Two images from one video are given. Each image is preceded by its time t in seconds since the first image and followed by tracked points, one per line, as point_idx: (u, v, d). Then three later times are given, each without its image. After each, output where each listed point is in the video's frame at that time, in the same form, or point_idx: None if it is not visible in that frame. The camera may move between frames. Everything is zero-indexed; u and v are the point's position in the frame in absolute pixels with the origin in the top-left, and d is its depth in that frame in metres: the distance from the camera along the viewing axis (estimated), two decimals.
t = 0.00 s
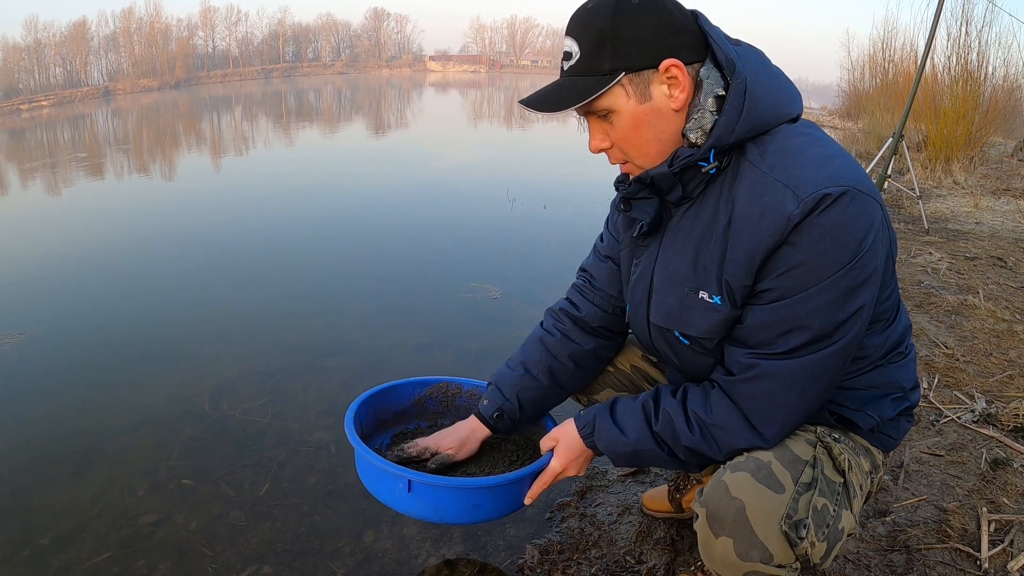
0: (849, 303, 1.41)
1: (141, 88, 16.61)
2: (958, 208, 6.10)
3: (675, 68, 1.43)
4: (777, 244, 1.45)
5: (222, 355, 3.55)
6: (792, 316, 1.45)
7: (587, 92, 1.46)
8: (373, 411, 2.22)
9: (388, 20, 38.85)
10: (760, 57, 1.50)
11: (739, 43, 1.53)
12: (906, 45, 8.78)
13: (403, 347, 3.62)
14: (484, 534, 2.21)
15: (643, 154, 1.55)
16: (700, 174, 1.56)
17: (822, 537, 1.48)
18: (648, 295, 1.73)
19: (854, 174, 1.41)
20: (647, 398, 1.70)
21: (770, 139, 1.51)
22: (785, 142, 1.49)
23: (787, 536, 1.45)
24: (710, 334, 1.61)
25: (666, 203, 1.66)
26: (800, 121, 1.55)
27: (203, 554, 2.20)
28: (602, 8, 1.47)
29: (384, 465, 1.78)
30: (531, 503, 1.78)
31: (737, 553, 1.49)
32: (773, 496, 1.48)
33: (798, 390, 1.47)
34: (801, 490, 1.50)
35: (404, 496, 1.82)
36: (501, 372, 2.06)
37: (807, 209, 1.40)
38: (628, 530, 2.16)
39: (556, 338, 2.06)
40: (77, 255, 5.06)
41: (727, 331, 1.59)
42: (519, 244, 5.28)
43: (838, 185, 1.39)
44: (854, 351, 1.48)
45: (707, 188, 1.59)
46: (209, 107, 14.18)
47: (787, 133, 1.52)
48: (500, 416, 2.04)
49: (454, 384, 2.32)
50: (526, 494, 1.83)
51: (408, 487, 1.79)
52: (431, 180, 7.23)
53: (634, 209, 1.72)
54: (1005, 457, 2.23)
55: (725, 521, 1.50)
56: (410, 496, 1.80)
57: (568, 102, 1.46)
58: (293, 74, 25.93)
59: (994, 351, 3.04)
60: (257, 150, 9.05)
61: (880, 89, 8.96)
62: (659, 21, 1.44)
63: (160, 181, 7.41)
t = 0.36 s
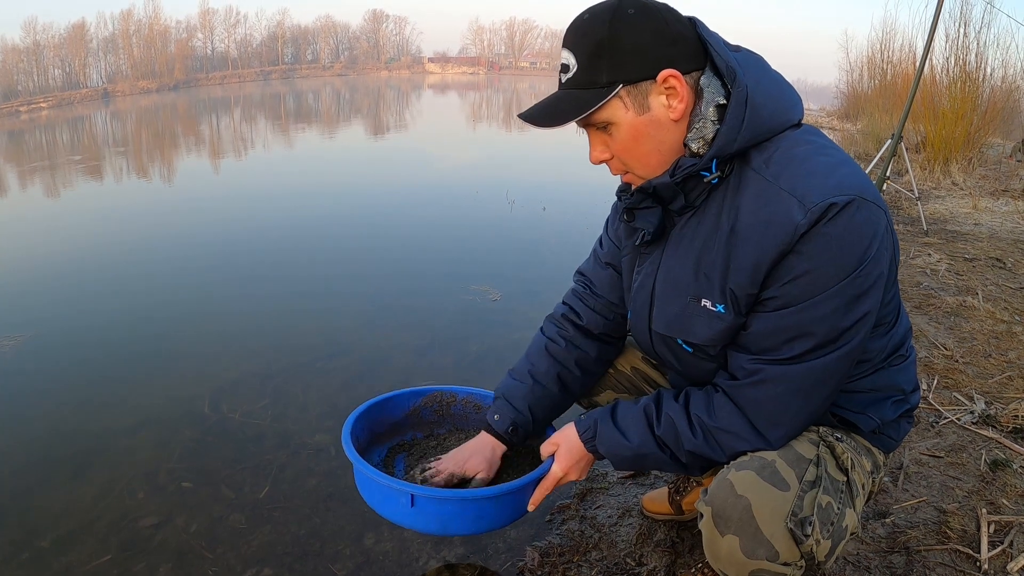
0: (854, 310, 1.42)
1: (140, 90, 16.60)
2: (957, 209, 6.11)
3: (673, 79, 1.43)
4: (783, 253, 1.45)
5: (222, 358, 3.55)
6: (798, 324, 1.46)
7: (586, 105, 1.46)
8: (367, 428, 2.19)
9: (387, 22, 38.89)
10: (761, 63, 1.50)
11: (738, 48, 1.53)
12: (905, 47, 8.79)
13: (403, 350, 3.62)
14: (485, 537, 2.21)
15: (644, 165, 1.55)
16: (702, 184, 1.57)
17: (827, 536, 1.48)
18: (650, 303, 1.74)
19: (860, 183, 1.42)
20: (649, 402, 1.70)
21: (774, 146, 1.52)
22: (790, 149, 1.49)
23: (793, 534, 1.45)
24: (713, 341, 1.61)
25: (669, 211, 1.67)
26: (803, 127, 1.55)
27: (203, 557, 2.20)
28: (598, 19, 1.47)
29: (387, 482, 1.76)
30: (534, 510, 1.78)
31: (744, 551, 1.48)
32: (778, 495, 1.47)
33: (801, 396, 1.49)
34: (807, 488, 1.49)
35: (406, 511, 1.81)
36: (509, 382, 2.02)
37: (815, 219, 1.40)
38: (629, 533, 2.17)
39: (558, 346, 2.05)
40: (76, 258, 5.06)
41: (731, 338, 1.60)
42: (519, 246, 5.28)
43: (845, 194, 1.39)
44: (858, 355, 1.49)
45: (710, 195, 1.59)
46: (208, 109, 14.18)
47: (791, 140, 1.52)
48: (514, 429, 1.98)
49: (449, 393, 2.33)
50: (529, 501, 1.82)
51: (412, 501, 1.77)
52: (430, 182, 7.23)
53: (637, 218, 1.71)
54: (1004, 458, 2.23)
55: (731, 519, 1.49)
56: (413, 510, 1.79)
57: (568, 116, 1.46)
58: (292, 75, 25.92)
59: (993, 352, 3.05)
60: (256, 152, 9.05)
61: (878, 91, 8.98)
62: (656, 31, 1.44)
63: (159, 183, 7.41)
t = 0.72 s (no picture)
0: (856, 311, 1.42)
1: (140, 91, 16.61)
2: (957, 210, 6.11)
3: (669, 82, 1.43)
4: (785, 255, 1.45)
5: (221, 358, 3.54)
6: (800, 326, 1.46)
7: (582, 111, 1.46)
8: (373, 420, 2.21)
9: (387, 23, 38.90)
10: (758, 64, 1.50)
11: (734, 49, 1.53)
12: (905, 47, 8.80)
13: (403, 350, 3.62)
14: (484, 538, 2.21)
15: (642, 169, 1.55)
16: (702, 186, 1.57)
17: (835, 535, 1.48)
18: (650, 306, 1.73)
19: (862, 183, 1.42)
20: (651, 405, 1.70)
21: (774, 147, 1.51)
22: (792, 150, 1.49)
23: (801, 534, 1.45)
24: (715, 343, 1.61)
25: (669, 215, 1.66)
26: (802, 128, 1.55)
27: (203, 558, 2.19)
28: (591, 24, 1.46)
29: (385, 475, 1.77)
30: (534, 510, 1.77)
31: (753, 551, 1.47)
32: (786, 494, 1.48)
33: (803, 398, 1.49)
34: (814, 488, 1.50)
35: (405, 506, 1.81)
36: (504, 387, 2.02)
37: (818, 220, 1.40)
38: (628, 534, 2.16)
39: (554, 349, 2.05)
40: (75, 258, 5.05)
41: (732, 340, 1.60)
42: (518, 247, 5.27)
43: (847, 194, 1.39)
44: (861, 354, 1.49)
45: (711, 198, 1.59)
46: (208, 109, 14.18)
47: (792, 141, 1.51)
48: (509, 433, 1.99)
49: (453, 390, 2.33)
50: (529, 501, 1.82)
51: (410, 496, 1.77)
52: (430, 183, 7.23)
53: (637, 222, 1.71)
54: (1005, 459, 2.22)
55: (739, 519, 1.49)
56: (412, 505, 1.79)
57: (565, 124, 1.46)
58: (292, 76, 25.92)
59: (994, 353, 3.04)
60: (256, 153, 9.05)
61: (878, 92, 8.99)
62: (650, 36, 1.44)
63: (159, 183, 7.41)
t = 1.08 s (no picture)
0: (855, 316, 1.43)
1: (140, 91, 16.61)
2: (957, 211, 6.12)
3: (667, 91, 1.43)
4: (783, 261, 1.45)
5: (221, 358, 3.55)
6: (798, 331, 1.47)
7: (581, 122, 1.47)
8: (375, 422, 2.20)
9: (387, 24, 38.92)
10: (757, 68, 1.50)
11: (733, 54, 1.53)
12: (905, 49, 8.82)
13: (403, 350, 3.62)
14: (484, 538, 2.21)
15: (642, 178, 1.56)
16: (701, 194, 1.58)
17: (837, 530, 1.50)
18: (649, 311, 1.74)
19: (861, 188, 1.42)
20: (650, 407, 1.70)
21: (774, 151, 1.51)
22: (791, 155, 1.49)
23: (805, 529, 1.47)
24: (714, 347, 1.62)
25: (668, 221, 1.67)
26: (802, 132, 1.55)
27: (203, 557, 2.20)
28: (588, 33, 1.47)
29: (385, 474, 1.77)
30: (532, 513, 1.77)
31: (756, 547, 1.49)
32: (789, 490, 1.49)
33: (802, 402, 1.50)
34: (817, 484, 1.51)
35: (404, 508, 1.81)
36: (516, 396, 2.01)
37: (816, 227, 1.40)
38: (628, 534, 2.16)
39: (559, 353, 2.05)
40: (76, 258, 5.06)
41: (731, 345, 1.61)
42: (518, 248, 5.28)
43: (845, 201, 1.39)
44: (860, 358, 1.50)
45: (709, 206, 1.59)
46: (208, 109, 14.18)
47: (792, 145, 1.51)
48: (523, 442, 1.99)
49: (456, 394, 2.33)
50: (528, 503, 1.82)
51: (410, 497, 1.78)
52: (430, 184, 7.24)
53: (637, 229, 1.71)
54: (1004, 460, 2.23)
55: (742, 515, 1.50)
56: (411, 507, 1.79)
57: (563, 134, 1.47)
58: (292, 76, 25.93)
59: (993, 354, 3.05)
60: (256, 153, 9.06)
61: (878, 93, 9.00)
62: (648, 43, 1.44)
63: (159, 183, 7.41)
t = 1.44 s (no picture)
0: (852, 319, 1.45)
1: (141, 92, 16.63)
2: (955, 213, 6.13)
3: (663, 98, 1.46)
4: (781, 267, 1.46)
5: (219, 358, 3.56)
6: (796, 336, 1.48)
7: (577, 130, 1.49)
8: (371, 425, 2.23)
9: (387, 26, 38.96)
10: (751, 74, 1.53)
11: (727, 58, 1.56)
12: (903, 52, 8.85)
13: (401, 351, 3.63)
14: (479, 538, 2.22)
15: (638, 184, 1.58)
16: (698, 202, 1.59)
17: (839, 527, 1.51)
18: (645, 316, 1.74)
19: (857, 192, 1.44)
20: (648, 410, 1.70)
21: (770, 157, 1.53)
22: (787, 160, 1.51)
23: (808, 526, 1.48)
24: (711, 351, 1.62)
25: (665, 228, 1.67)
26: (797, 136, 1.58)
27: (200, 556, 2.20)
28: (583, 41, 1.49)
29: (373, 479, 1.84)
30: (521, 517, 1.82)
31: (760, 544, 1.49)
32: (791, 487, 1.50)
33: (800, 403, 1.52)
34: (818, 482, 1.52)
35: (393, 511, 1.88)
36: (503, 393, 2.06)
37: (814, 233, 1.41)
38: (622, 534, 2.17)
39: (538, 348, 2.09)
40: (75, 258, 5.07)
41: (728, 349, 1.61)
42: (517, 249, 5.29)
43: (842, 207, 1.41)
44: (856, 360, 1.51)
45: (705, 213, 1.60)
46: (208, 111, 14.20)
47: (788, 150, 1.53)
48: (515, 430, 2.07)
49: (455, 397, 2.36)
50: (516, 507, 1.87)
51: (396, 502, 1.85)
52: (429, 185, 7.25)
53: (634, 236, 1.71)
54: (998, 461, 2.24)
55: (746, 513, 1.50)
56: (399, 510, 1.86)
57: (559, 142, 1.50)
58: (291, 77, 25.95)
59: (989, 355, 3.06)
60: (255, 154, 9.07)
61: (876, 96, 9.03)
62: (642, 50, 1.47)
63: (158, 184, 7.42)
